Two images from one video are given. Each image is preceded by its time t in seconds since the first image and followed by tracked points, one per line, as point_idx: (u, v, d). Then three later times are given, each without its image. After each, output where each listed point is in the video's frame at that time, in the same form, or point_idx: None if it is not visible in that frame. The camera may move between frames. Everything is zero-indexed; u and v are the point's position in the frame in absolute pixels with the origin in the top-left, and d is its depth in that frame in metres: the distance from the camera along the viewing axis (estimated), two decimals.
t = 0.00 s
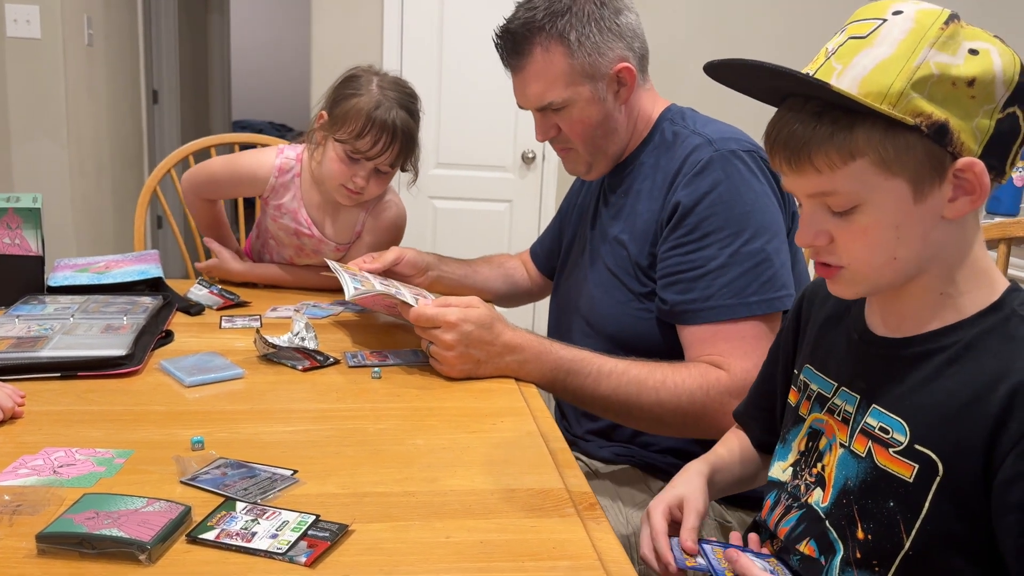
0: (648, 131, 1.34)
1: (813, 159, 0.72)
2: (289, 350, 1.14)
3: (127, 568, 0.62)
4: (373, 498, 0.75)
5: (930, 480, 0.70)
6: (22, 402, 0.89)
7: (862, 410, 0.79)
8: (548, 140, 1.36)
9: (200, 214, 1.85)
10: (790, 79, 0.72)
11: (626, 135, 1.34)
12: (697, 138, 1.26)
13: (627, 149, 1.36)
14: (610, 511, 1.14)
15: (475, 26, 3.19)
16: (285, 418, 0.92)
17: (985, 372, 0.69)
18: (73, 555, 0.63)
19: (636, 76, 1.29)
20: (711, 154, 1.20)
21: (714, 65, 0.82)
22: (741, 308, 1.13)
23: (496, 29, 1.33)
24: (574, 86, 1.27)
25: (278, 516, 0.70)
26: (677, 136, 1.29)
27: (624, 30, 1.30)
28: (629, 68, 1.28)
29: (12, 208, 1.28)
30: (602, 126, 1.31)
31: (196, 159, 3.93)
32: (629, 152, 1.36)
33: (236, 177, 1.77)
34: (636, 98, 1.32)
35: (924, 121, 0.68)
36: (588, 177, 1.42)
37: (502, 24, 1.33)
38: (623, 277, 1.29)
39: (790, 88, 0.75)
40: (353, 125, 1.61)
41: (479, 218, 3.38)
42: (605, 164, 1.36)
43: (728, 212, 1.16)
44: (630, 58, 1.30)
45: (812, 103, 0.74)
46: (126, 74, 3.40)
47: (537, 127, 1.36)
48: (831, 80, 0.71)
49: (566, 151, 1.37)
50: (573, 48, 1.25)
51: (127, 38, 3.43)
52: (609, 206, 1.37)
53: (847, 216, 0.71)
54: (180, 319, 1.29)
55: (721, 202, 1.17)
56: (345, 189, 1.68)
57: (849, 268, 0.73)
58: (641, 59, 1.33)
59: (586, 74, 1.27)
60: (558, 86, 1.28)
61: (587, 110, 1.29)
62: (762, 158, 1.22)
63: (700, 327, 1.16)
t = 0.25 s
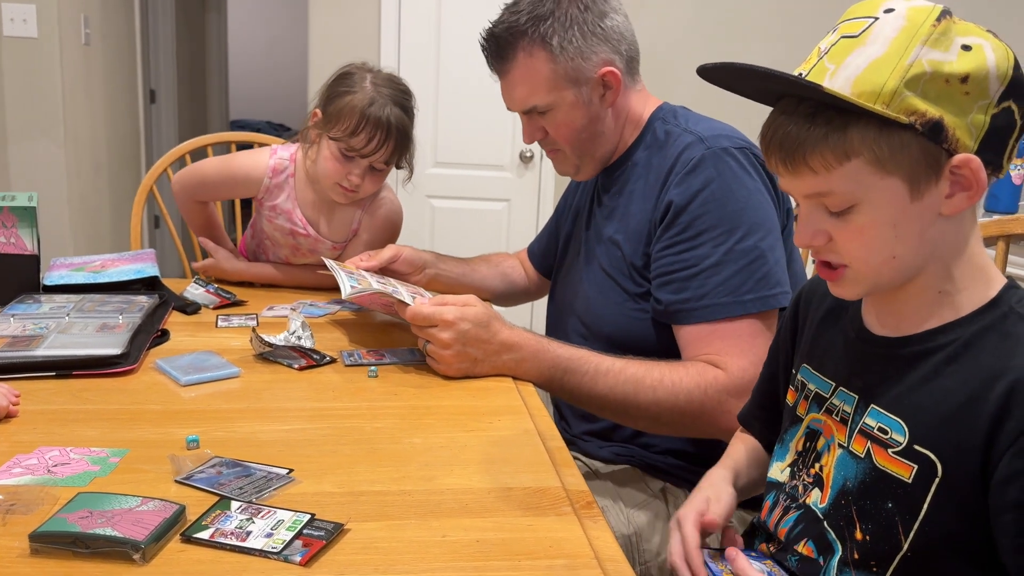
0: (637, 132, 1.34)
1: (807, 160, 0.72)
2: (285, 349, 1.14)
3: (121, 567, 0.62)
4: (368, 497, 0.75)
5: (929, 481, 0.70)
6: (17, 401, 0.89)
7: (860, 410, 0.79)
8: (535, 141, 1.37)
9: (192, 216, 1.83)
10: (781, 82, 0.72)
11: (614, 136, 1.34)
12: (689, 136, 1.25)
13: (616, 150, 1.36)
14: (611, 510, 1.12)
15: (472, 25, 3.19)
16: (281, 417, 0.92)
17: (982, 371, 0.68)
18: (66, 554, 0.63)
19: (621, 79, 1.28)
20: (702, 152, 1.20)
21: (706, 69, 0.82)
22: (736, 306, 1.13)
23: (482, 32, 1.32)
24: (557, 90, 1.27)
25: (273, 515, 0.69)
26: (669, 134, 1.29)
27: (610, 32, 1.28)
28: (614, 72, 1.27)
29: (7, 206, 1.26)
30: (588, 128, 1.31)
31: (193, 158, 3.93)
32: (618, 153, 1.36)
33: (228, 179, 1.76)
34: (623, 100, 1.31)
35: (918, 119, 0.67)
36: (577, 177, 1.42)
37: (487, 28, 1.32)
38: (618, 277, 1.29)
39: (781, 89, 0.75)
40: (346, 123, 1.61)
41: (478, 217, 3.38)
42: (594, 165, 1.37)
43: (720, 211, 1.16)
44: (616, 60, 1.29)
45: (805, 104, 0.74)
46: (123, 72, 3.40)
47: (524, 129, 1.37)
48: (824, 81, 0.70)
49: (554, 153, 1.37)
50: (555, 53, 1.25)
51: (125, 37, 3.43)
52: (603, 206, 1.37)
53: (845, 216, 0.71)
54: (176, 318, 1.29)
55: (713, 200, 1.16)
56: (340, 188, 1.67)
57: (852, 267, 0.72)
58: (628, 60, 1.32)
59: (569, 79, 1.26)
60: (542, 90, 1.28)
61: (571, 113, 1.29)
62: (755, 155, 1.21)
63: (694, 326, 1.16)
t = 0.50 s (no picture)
0: (624, 138, 1.34)
1: (815, 134, 0.72)
2: (285, 350, 1.14)
3: (123, 567, 0.62)
4: (369, 497, 0.75)
5: (918, 479, 0.70)
6: (18, 402, 0.89)
7: (850, 409, 0.79)
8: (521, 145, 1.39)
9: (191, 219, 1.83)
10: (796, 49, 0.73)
11: (600, 142, 1.35)
12: (679, 139, 1.26)
13: (603, 155, 1.37)
14: (612, 512, 1.13)
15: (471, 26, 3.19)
16: (281, 418, 0.92)
17: (967, 367, 0.68)
18: (68, 555, 0.63)
19: (604, 90, 1.28)
20: (693, 155, 1.20)
21: (716, 44, 0.83)
22: (731, 309, 1.13)
23: (469, 39, 1.34)
24: (539, 100, 1.29)
25: (275, 515, 0.70)
26: (659, 137, 1.29)
27: (595, 41, 1.28)
28: (596, 83, 1.27)
29: (7, 208, 1.27)
30: (571, 135, 1.33)
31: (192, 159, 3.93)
32: (605, 159, 1.37)
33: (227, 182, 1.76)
34: (609, 107, 1.31)
35: (929, 98, 0.68)
36: (566, 177, 1.44)
37: (473, 36, 1.33)
38: (612, 281, 1.30)
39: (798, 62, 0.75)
40: (344, 123, 1.61)
41: (476, 217, 3.38)
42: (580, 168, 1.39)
43: (710, 215, 1.16)
44: (601, 69, 1.29)
45: (815, 83, 0.75)
46: (122, 73, 3.39)
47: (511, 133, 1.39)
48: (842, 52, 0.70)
49: (541, 156, 1.40)
50: (537, 64, 1.26)
51: (123, 38, 3.42)
52: (597, 210, 1.37)
53: (845, 191, 0.71)
54: (176, 319, 1.29)
55: (702, 204, 1.17)
56: (339, 188, 1.67)
57: (852, 252, 0.73)
58: (615, 68, 1.31)
59: (552, 90, 1.28)
60: (524, 99, 1.30)
61: (553, 121, 1.31)
62: (744, 157, 1.22)
63: (690, 329, 1.16)
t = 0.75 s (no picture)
0: (619, 143, 1.35)
1: (814, 113, 0.74)
2: (285, 352, 1.14)
3: (126, 571, 0.62)
4: (371, 499, 0.75)
5: (905, 473, 0.71)
6: (20, 406, 0.90)
7: (838, 404, 0.79)
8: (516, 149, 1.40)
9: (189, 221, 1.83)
10: (807, 21, 0.74)
11: (595, 147, 1.36)
12: (674, 141, 1.26)
13: (598, 160, 1.38)
14: (618, 518, 1.12)
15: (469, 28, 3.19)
16: (282, 420, 0.93)
17: (952, 363, 0.69)
18: (72, 558, 0.63)
19: (597, 96, 1.29)
20: (687, 157, 1.21)
21: (741, 18, 0.83)
22: (727, 310, 1.13)
23: (462, 46, 1.34)
24: (531, 107, 1.30)
25: (277, 518, 0.70)
26: (655, 139, 1.30)
27: (586, 49, 1.28)
28: (588, 90, 1.28)
29: (8, 211, 1.27)
30: (565, 141, 1.34)
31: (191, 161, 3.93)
32: (600, 163, 1.38)
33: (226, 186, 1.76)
34: (602, 113, 1.32)
35: (925, 84, 0.69)
36: (562, 181, 1.45)
37: (467, 42, 1.34)
38: (609, 283, 1.30)
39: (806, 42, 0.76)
40: (346, 123, 1.62)
41: (475, 219, 3.38)
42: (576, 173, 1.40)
43: (705, 217, 1.17)
44: (593, 76, 1.29)
45: (822, 65, 0.77)
46: (120, 76, 3.39)
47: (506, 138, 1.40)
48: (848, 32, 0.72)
49: (536, 161, 1.41)
50: (529, 72, 1.27)
51: (122, 41, 3.42)
52: (593, 213, 1.38)
53: (838, 169, 0.72)
54: (177, 322, 1.29)
55: (697, 206, 1.17)
56: (341, 189, 1.67)
57: (839, 233, 0.73)
58: (609, 74, 1.32)
59: (545, 97, 1.28)
60: (517, 105, 1.31)
61: (546, 128, 1.32)
62: (739, 158, 1.22)
63: (686, 330, 1.17)
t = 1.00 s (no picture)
0: (625, 146, 1.35)
1: (834, 114, 0.73)
2: (289, 355, 1.15)
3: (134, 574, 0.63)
4: (377, 502, 0.76)
5: (893, 468, 0.71)
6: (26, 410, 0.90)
7: (827, 401, 0.79)
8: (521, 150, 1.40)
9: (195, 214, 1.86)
10: (832, 23, 0.73)
11: (600, 149, 1.36)
12: (682, 143, 1.27)
13: (603, 163, 1.38)
14: (620, 525, 1.13)
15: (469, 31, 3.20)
16: (287, 424, 0.93)
17: (940, 360, 0.69)
18: (80, 562, 0.63)
19: (603, 98, 1.29)
20: (695, 159, 1.21)
21: (761, 14, 0.83)
22: (733, 312, 1.14)
23: (470, 46, 1.35)
24: (538, 107, 1.30)
25: (284, 521, 0.70)
26: (662, 141, 1.30)
27: (594, 50, 1.29)
28: (595, 91, 1.28)
29: (13, 216, 1.28)
30: (571, 143, 1.34)
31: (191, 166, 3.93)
32: (605, 166, 1.38)
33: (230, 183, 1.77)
34: (609, 115, 1.33)
35: (948, 95, 0.69)
36: (566, 184, 1.45)
37: (476, 42, 1.34)
38: (614, 285, 1.31)
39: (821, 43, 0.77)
40: (358, 124, 1.64)
41: (475, 222, 3.39)
42: (580, 175, 1.40)
43: (713, 219, 1.17)
44: (601, 77, 1.30)
45: (843, 66, 0.76)
46: (122, 80, 3.40)
47: (512, 139, 1.40)
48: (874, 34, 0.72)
49: (542, 162, 1.41)
50: (537, 73, 1.28)
51: (123, 45, 3.43)
52: (598, 213, 1.38)
53: (854, 173, 0.73)
54: (180, 326, 1.30)
55: (705, 207, 1.18)
56: (348, 191, 1.68)
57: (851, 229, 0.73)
58: (615, 76, 1.32)
59: (552, 98, 1.29)
60: (524, 106, 1.31)
61: (552, 128, 1.32)
62: (747, 161, 1.23)
63: (691, 332, 1.17)
